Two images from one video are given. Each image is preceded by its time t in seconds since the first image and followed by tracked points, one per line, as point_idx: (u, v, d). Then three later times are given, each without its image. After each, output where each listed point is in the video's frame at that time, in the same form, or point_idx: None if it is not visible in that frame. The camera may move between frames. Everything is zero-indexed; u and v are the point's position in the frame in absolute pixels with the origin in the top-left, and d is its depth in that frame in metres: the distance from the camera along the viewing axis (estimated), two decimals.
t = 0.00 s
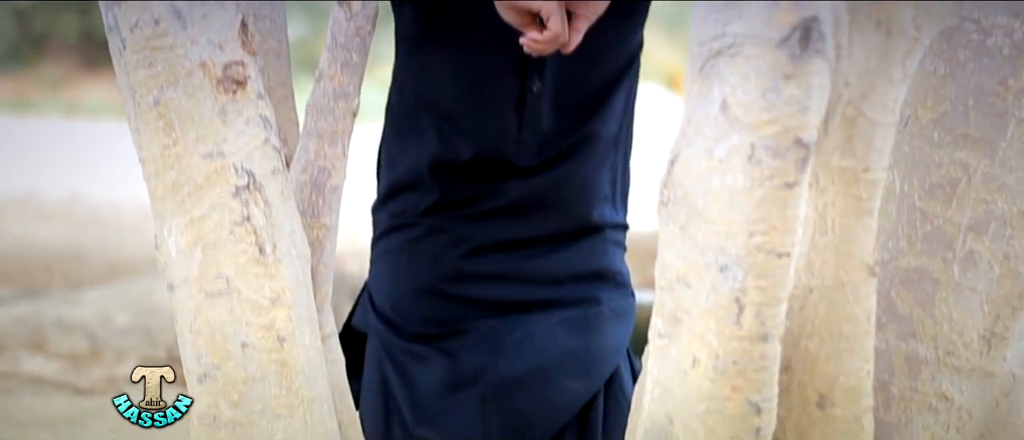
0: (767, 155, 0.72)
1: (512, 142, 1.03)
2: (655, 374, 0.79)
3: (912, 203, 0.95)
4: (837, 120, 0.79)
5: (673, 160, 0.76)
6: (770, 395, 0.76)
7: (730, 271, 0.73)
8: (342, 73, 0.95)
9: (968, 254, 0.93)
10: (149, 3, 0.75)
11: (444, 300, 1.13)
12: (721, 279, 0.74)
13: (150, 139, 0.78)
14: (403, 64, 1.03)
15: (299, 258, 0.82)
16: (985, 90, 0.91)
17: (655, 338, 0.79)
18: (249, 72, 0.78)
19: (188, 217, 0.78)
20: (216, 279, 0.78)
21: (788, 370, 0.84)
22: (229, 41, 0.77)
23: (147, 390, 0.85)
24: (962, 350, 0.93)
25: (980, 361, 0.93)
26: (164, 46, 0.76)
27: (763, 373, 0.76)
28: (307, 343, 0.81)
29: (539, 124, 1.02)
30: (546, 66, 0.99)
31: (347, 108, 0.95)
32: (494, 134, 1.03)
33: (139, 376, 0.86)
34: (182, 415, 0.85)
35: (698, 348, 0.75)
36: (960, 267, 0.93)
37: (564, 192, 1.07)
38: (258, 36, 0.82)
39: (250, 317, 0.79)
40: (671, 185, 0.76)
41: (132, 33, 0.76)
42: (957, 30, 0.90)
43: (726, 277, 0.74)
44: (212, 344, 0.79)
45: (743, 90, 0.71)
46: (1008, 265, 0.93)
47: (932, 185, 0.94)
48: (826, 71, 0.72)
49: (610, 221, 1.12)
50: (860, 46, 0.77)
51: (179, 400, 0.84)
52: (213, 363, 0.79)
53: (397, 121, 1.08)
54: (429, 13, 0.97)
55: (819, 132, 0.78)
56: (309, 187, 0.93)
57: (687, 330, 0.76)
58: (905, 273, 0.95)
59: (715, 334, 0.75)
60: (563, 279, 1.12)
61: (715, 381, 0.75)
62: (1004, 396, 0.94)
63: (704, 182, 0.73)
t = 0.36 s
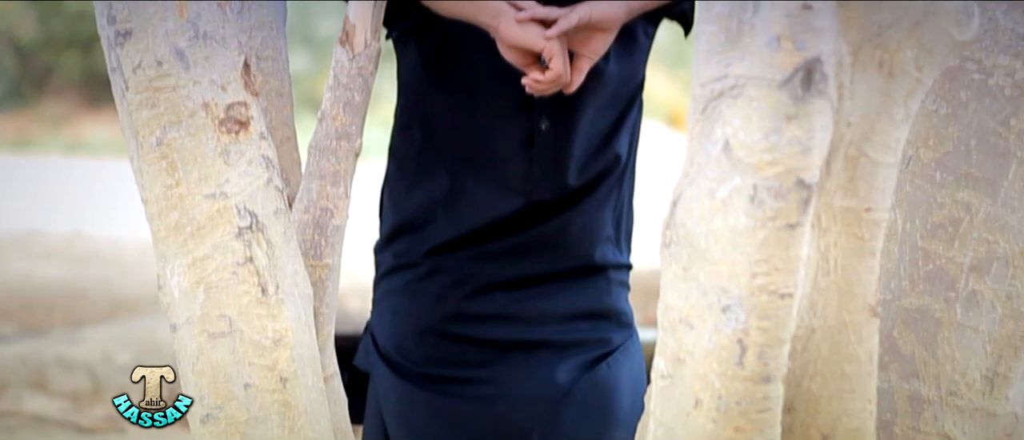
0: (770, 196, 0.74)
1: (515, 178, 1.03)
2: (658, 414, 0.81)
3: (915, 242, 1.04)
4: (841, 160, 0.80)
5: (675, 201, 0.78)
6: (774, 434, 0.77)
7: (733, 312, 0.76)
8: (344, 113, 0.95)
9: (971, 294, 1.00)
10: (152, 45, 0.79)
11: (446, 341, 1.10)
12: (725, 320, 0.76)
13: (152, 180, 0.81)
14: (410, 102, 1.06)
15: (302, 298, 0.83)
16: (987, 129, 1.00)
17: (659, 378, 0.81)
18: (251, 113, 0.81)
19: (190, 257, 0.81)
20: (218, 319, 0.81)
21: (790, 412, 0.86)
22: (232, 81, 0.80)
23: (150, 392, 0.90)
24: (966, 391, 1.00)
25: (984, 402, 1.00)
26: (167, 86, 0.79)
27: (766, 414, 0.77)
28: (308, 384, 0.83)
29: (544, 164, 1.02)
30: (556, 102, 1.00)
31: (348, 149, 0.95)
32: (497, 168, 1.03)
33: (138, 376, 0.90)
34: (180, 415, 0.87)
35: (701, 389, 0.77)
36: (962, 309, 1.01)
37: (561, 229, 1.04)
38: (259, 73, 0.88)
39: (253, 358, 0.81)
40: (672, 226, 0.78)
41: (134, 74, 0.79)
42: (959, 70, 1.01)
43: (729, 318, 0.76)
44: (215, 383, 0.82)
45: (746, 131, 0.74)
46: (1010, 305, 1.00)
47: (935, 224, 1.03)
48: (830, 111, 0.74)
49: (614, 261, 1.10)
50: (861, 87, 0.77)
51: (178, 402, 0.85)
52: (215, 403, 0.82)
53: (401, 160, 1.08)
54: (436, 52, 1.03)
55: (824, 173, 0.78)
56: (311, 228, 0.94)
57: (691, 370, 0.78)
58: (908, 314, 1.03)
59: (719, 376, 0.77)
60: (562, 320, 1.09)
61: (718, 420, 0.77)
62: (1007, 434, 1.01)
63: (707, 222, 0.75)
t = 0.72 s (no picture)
0: (772, 237, 0.76)
1: (515, 219, 1.03)
2: None
3: (918, 282, 1.08)
4: (843, 201, 0.84)
5: (677, 242, 0.80)
6: None
7: (735, 352, 0.77)
8: (346, 152, 0.96)
9: (973, 334, 1.01)
10: (154, 85, 0.81)
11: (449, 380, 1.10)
12: (726, 361, 0.77)
13: (155, 220, 0.83)
14: (412, 140, 1.06)
15: (305, 339, 0.85)
16: (989, 170, 1.03)
17: (660, 418, 0.82)
18: (253, 153, 0.84)
19: (193, 297, 0.83)
20: (222, 358, 0.82)
21: None
22: (234, 122, 0.82)
23: (149, 391, 0.90)
24: (967, 431, 1.00)
25: None
26: (169, 126, 0.81)
27: None
28: (312, 422, 0.85)
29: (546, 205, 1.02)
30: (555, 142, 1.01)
31: (351, 188, 0.97)
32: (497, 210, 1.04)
33: (138, 377, 0.90)
34: (180, 415, 0.87)
35: (702, 429, 0.79)
36: (965, 348, 1.02)
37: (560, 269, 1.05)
38: (262, 113, 0.91)
39: (255, 397, 0.83)
40: (675, 266, 0.80)
41: (137, 113, 0.81)
42: (961, 110, 1.05)
43: (731, 359, 0.77)
44: (217, 423, 0.83)
45: (749, 173, 0.75)
46: (1011, 346, 0.99)
47: (937, 264, 1.05)
48: (831, 152, 0.76)
49: (614, 300, 1.11)
50: (863, 128, 0.83)
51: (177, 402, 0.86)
52: None
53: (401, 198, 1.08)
54: (436, 90, 1.03)
55: (824, 214, 0.83)
56: (314, 267, 0.95)
57: (693, 411, 0.79)
58: (911, 353, 1.07)
59: (720, 415, 0.77)
60: (563, 359, 1.09)
61: None
62: None
63: (708, 262, 0.77)
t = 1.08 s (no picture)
0: (773, 274, 0.79)
1: (514, 259, 1.05)
2: None
3: (919, 320, 1.08)
4: (845, 238, 0.87)
5: (679, 279, 0.83)
6: None
7: (736, 390, 0.81)
8: (348, 190, 0.98)
9: (974, 372, 1.04)
10: (156, 122, 0.83)
11: (449, 419, 1.10)
12: (729, 398, 0.81)
13: (156, 258, 0.85)
14: (412, 180, 1.07)
15: (305, 376, 0.87)
16: (989, 207, 1.04)
17: None
18: (255, 190, 0.86)
19: (194, 336, 0.85)
20: (223, 397, 0.85)
21: None
22: (235, 159, 0.85)
23: (150, 391, 0.90)
24: None
25: None
26: (171, 164, 0.83)
27: None
28: None
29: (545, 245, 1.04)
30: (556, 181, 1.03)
31: (352, 226, 0.98)
32: (497, 248, 1.05)
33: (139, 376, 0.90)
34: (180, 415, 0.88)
35: None
36: (966, 385, 1.04)
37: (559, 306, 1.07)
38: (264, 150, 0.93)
39: (256, 433, 0.86)
40: (677, 304, 0.83)
41: (138, 151, 0.84)
42: (962, 148, 1.06)
43: (732, 397, 0.81)
44: None
45: (750, 212, 0.79)
46: (1013, 383, 1.03)
47: (939, 302, 1.07)
48: (832, 190, 0.79)
49: (616, 338, 1.11)
50: (864, 166, 0.85)
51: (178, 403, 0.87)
52: None
53: (402, 237, 1.10)
54: (437, 129, 1.04)
55: (826, 252, 0.85)
56: (314, 306, 0.96)
57: None
58: (910, 391, 1.08)
59: None
60: (561, 398, 1.10)
61: None
62: None
63: (711, 301, 0.80)
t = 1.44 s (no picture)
0: (775, 310, 0.82)
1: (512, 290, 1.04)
2: None
3: (920, 355, 1.08)
4: (847, 272, 0.93)
5: (680, 315, 0.85)
6: None
7: (738, 425, 0.83)
8: (350, 225, 1.00)
9: (977, 405, 1.06)
10: (158, 158, 0.85)
11: None
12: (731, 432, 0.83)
13: (158, 294, 0.86)
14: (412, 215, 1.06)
15: (305, 412, 0.89)
16: (990, 242, 1.06)
17: None
18: (256, 225, 0.88)
19: (196, 370, 0.87)
20: (225, 431, 0.87)
21: None
22: (237, 194, 0.87)
23: (150, 391, 0.90)
24: None
25: None
26: (173, 199, 0.85)
27: None
28: None
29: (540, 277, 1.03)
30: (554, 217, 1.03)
31: (354, 261, 1.00)
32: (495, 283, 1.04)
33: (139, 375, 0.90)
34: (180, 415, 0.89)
35: None
36: (968, 420, 1.06)
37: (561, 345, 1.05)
38: (265, 185, 0.97)
39: None
40: (678, 340, 0.85)
41: (141, 187, 0.86)
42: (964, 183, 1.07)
43: (735, 431, 0.83)
44: None
45: (751, 247, 0.81)
46: (1014, 417, 1.06)
47: (941, 337, 1.07)
48: (833, 225, 0.82)
49: (610, 371, 1.09)
50: (867, 202, 0.91)
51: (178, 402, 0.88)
52: None
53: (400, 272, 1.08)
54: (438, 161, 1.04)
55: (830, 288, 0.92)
56: (316, 340, 0.98)
57: None
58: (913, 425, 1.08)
59: None
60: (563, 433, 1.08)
61: None
62: None
63: (712, 336, 0.83)
